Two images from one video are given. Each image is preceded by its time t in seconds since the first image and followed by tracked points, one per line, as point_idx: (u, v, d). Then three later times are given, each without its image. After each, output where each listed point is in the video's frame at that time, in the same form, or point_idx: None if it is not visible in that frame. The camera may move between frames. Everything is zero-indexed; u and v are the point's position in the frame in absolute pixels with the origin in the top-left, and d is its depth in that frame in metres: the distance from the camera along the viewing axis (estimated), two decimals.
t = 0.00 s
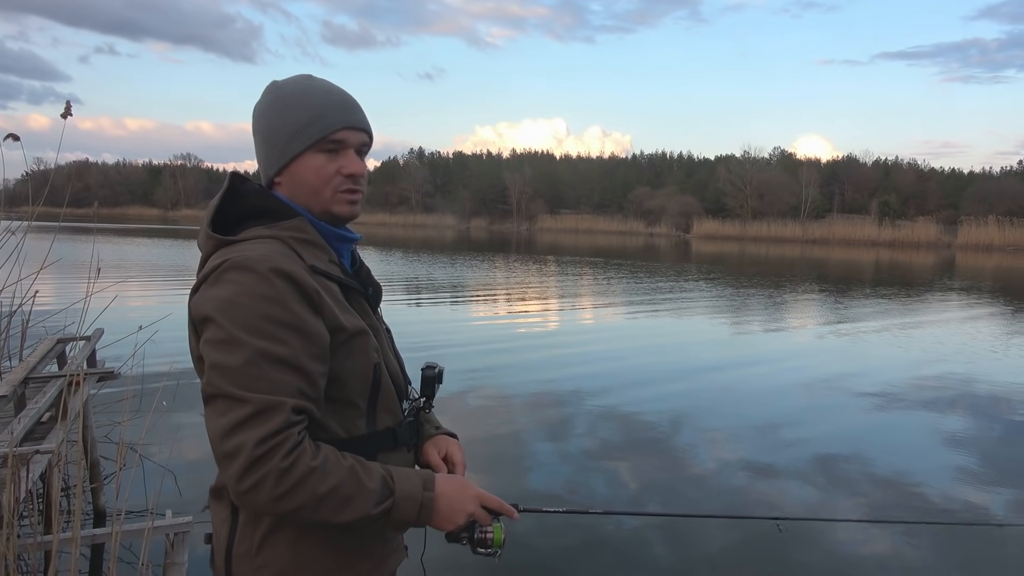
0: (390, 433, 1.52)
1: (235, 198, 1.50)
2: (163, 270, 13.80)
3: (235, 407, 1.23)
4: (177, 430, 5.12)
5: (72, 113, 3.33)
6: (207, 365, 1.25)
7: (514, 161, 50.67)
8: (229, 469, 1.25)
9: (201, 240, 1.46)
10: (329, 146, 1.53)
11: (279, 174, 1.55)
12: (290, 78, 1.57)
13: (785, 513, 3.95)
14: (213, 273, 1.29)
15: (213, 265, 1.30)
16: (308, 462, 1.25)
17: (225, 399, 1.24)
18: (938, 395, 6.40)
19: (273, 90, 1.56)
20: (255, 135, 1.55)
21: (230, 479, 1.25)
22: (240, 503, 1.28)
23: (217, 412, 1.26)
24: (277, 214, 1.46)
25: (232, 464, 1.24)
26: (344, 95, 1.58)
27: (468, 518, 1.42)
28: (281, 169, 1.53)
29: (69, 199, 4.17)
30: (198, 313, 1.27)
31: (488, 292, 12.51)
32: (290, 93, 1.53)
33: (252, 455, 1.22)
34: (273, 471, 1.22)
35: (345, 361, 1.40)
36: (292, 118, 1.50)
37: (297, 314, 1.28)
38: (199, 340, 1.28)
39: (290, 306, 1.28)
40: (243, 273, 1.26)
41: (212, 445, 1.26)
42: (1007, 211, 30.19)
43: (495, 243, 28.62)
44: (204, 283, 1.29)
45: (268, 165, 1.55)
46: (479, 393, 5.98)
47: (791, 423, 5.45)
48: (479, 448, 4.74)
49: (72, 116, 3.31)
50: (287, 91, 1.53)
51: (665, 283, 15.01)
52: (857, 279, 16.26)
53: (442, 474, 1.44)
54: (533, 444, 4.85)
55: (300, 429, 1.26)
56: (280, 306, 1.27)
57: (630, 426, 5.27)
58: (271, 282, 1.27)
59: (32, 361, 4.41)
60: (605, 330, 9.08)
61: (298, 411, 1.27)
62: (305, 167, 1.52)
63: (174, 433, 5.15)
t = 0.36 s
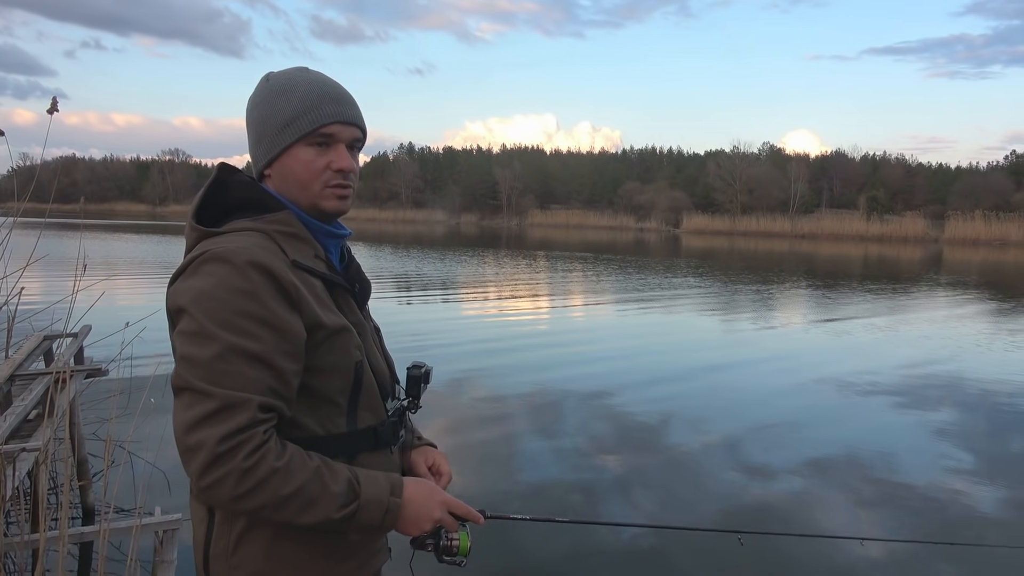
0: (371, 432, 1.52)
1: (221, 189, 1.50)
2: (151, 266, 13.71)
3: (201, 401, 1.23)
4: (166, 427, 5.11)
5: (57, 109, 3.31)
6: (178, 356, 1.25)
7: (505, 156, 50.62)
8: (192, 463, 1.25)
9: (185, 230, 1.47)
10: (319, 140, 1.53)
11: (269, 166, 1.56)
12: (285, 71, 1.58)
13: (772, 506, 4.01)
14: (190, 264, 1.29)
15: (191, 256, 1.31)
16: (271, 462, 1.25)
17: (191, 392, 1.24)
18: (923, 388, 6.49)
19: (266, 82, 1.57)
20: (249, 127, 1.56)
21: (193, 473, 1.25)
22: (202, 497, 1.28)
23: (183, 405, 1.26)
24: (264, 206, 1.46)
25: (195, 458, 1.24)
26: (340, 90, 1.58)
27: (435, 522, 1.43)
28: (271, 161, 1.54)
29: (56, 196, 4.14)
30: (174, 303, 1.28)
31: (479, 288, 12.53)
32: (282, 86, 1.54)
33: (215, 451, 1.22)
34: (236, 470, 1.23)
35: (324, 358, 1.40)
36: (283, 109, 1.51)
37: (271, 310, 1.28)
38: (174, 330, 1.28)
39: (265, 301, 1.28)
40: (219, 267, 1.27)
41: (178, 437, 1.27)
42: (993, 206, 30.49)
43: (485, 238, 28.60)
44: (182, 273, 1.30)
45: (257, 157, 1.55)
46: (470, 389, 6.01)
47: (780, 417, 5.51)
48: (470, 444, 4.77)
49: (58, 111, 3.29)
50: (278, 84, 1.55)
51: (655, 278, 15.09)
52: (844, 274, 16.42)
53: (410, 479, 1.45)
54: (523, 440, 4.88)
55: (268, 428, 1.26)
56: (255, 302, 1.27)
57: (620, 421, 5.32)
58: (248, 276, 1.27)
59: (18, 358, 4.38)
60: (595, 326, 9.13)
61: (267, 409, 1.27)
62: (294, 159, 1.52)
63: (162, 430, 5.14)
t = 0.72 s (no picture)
0: (364, 433, 1.51)
1: (203, 186, 1.51)
2: (146, 263, 13.66)
3: (181, 416, 1.22)
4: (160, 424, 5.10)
5: (50, 104, 3.29)
6: (157, 368, 1.24)
7: (501, 153, 50.57)
8: (174, 480, 1.24)
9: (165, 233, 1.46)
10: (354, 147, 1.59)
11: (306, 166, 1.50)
12: (298, 64, 1.53)
13: (766, 502, 4.03)
14: (169, 273, 1.28)
15: (168, 263, 1.29)
16: (256, 477, 1.24)
17: (172, 406, 1.23)
18: (918, 385, 6.51)
19: (291, 74, 1.50)
20: (280, 120, 1.47)
21: (175, 489, 1.24)
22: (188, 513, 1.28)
23: (165, 419, 1.25)
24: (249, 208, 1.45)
25: (177, 474, 1.23)
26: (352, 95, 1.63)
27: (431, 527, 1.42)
28: (310, 162, 1.50)
29: (50, 192, 4.11)
30: (152, 312, 1.27)
31: (475, 285, 12.54)
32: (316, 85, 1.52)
33: (197, 467, 1.21)
34: (219, 486, 1.22)
35: (312, 363, 1.39)
36: (333, 113, 1.51)
37: (253, 319, 1.27)
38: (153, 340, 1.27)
39: (247, 309, 1.27)
40: (197, 276, 1.25)
41: (159, 451, 1.26)
42: (987, 203, 30.59)
43: (481, 235, 28.59)
44: (160, 282, 1.28)
45: (300, 155, 1.48)
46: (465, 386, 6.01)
47: (776, 414, 5.52)
48: (466, 441, 4.78)
49: (51, 107, 3.27)
50: (310, 81, 1.51)
51: (650, 274, 15.11)
52: (840, 270, 16.46)
53: (405, 483, 1.44)
54: (519, 436, 4.88)
55: (250, 440, 1.25)
56: (237, 310, 1.26)
57: (616, 417, 5.33)
58: (228, 283, 1.26)
59: (12, 355, 4.36)
60: (591, 322, 9.14)
61: (250, 422, 1.26)
62: (336, 164, 1.54)
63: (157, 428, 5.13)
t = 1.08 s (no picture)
0: (369, 438, 1.51)
1: (197, 184, 1.49)
2: (147, 260, 13.65)
3: (188, 439, 1.20)
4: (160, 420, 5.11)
5: (50, 99, 3.27)
6: (161, 386, 1.22)
7: (501, 150, 50.53)
8: (182, 503, 1.23)
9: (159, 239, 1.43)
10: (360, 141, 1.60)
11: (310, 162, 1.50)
12: (303, 51, 1.51)
13: (766, 500, 4.01)
14: (173, 285, 1.25)
15: (171, 274, 1.26)
16: (266, 501, 1.24)
17: (179, 428, 1.21)
18: (918, 383, 6.50)
19: (300, 65, 1.49)
20: (291, 111, 1.46)
21: (181, 513, 1.23)
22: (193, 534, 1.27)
23: (171, 440, 1.23)
24: (251, 209, 1.43)
25: (183, 499, 1.22)
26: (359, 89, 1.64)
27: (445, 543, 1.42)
28: (319, 157, 1.50)
29: (49, 187, 4.10)
30: (154, 325, 1.24)
31: (475, 282, 12.52)
32: (326, 74, 1.51)
33: (204, 493, 1.20)
34: (228, 511, 1.21)
35: (320, 372, 1.39)
36: (343, 106, 1.51)
37: (262, 334, 1.25)
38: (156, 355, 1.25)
39: (255, 325, 1.25)
40: (204, 291, 1.22)
41: (164, 472, 1.24)
42: (988, 202, 30.52)
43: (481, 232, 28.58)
44: (164, 295, 1.25)
45: (301, 150, 1.47)
46: (465, 383, 6.00)
47: (775, 412, 5.52)
48: (465, 438, 4.77)
49: (50, 102, 3.26)
50: (321, 70, 1.51)
51: (651, 272, 15.09)
52: (840, 268, 16.43)
53: (416, 497, 1.42)
54: (519, 434, 4.88)
55: (259, 462, 1.24)
56: (245, 327, 1.23)
57: (616, 415, 5.31)
58: (236, 300, 1.23)
59: (11, 351, 4.35)
60: (591, 320, 9.13)
61: (259, 442, 1.25)
62: (345, 159, 1.54)
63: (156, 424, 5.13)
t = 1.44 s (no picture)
0: (380, 445, 1.51)
1: (183, 181, 1.48)
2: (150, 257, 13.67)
3: (205, 442, 1.19)
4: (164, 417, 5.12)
5: (54, 97, 3.28)
6: (166, 393, 1.20)
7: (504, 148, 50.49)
8: (211, 514, 1.21)
9: (148, 232, 1.44)
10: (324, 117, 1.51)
11: (260, 148, 1.49)
12: (259, 33, 1.51)
13: (769, 499, 4.01)
14: (165, 286, 1.24)
15: (160, 275, 1.25)
16: (299, 490, 1.24)
17: (193, 434, 1.20)
18: (921, 382, 6.49)
19: (250, 45, 1.48)
20: (235, 97, 1.47)
21: (214, 523, 1.21)
22: (226, 545, 1.25)
23: (184, 451, 1.21)
24: (244, 203, 1.43)
25: (213, 508, 1.20)
26: (337, 62, 1.56)
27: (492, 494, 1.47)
28: (266, 142, 1.48)
29: (53, 184, 4.11)
30: (149, 331, 1.23)
31: (478, 280, 12.53)
32: (276, 50, 1.48)
33: (234, 496, 1.19)
34: (262, 509, 1.21)
35: (324, 370, 1.40)
36: (282, 82, 1.46)
37: (265, 326, 1.26)
38: (154, 364, 1.23)
39: (257, 316, 1.25)
40: (200, 287, 1.22)
41: (185, 487, 1.22)
42: (993, 201, 30.43)
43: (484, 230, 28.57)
44: (155, 299, 1.24)
45: (245, 137, 1.48)
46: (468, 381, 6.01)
47: (778, 411, 5.52)
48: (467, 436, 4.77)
49: (54, 99, 3.27)
50: (272, 47, 1.48)
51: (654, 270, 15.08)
52: (844, 267, 16.39)
53: (446, 458, 1.44)
54: (522, 432, 4.88)
55: (282, 451, 1.24)
56: (248, 318, 1.24)
57: (618, 413, 5.32)
58: (234, 291, 1.23)
59: (16, 347, 4.37)
60: (594, 318, 9.13)
61: (280, 436, 1.26)
62: (296, 140, 1.48)
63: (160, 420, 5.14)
